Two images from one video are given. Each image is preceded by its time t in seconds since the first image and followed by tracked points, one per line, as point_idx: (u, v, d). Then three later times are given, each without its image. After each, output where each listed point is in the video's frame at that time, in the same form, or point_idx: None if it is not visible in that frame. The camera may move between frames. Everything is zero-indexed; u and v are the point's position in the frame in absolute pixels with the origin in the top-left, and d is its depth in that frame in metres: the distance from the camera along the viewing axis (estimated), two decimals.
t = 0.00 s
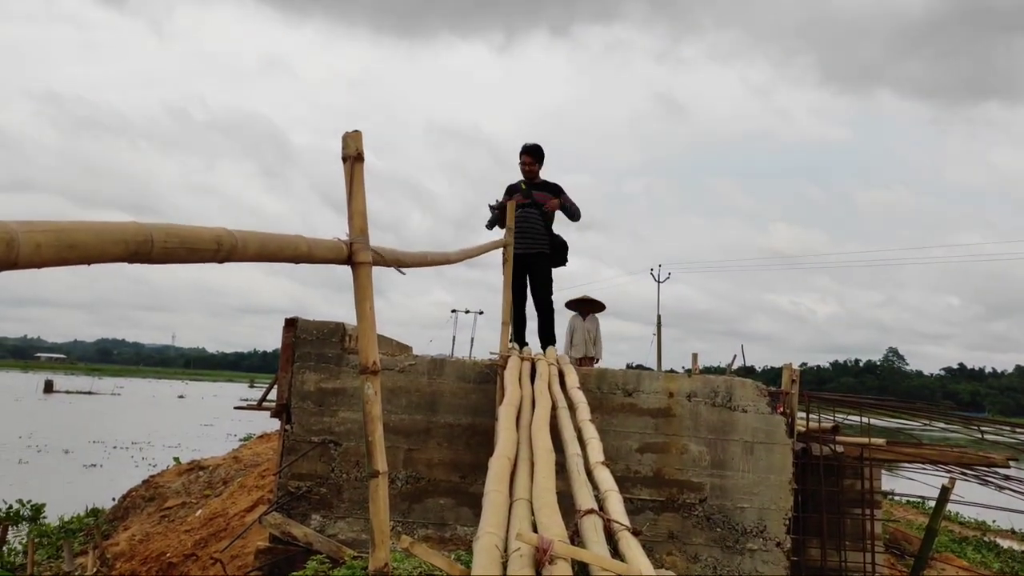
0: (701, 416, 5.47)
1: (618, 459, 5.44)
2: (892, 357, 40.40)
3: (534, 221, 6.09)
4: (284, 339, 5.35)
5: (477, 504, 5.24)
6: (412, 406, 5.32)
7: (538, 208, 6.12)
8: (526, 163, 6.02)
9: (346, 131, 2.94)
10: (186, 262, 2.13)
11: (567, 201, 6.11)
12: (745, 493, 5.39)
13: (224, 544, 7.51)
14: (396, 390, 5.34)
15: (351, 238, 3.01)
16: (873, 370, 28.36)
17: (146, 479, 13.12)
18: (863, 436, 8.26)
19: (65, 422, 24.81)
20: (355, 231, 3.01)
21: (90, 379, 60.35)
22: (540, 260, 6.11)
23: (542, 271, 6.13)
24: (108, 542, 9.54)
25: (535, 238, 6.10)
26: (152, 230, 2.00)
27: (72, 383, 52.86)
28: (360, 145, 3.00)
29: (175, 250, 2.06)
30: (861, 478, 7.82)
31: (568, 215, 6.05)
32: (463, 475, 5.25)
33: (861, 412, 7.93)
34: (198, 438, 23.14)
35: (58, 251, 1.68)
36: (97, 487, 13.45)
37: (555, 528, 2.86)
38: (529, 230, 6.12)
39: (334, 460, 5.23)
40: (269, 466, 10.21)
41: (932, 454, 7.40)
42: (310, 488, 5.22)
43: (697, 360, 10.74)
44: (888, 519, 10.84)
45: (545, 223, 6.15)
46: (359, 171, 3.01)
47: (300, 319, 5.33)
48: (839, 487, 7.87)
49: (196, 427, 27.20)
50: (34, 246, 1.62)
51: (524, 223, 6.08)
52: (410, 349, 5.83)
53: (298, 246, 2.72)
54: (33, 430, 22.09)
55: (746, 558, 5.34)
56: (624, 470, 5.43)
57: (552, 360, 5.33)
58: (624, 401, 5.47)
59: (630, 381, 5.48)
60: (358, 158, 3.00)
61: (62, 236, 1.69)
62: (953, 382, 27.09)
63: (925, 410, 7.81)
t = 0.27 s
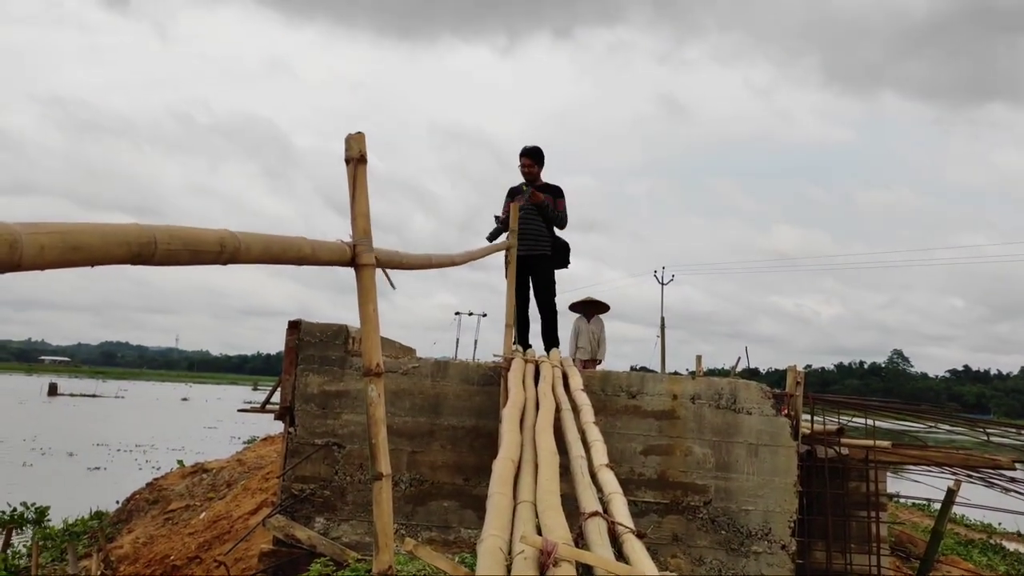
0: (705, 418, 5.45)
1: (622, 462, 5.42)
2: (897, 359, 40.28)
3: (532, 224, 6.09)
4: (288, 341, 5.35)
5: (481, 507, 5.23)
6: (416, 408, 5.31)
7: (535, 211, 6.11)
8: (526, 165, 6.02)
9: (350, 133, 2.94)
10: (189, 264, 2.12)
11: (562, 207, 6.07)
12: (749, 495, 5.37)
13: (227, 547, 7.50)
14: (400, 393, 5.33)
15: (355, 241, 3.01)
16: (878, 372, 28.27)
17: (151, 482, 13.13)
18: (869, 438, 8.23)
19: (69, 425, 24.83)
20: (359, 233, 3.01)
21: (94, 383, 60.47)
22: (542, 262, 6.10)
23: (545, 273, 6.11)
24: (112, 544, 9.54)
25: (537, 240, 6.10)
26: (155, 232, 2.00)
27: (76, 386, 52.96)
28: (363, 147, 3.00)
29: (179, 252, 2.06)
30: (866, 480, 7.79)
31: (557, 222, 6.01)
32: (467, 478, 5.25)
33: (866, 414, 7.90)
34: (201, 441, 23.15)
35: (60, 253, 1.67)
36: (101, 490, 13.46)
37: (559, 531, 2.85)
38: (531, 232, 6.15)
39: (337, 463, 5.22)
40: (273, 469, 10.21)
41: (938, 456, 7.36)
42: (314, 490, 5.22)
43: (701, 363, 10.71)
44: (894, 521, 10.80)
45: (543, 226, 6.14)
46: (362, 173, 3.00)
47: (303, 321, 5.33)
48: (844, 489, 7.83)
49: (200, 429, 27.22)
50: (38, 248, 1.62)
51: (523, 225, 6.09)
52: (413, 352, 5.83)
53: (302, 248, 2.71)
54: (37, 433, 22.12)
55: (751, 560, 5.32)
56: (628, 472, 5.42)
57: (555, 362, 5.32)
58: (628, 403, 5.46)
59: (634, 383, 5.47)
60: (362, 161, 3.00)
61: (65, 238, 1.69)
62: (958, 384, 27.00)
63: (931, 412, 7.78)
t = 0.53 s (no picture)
0: (708, 420, 5.45)
1: (625, 464, 5.42)
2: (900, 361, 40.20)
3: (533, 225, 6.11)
4: (291, 344, 5.36)
5: (484, 509, 5.23)
6: (419, 410, 5.32)
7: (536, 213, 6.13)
8: (527, 168, 6.04)
9: (353, 136, 2.95)
10: (193, 267, 2.14)
11: (562, 207, 6.09)
12: (752, 497, 5.37)
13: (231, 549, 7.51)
14: (403, 395, 5.34)
15: (358, 243, 3.02)
16: (881, 373, 28.21)
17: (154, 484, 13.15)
18: (872, 440, 8.22)
19: (73, 427, 24.88)
20: (362, 235, 3.02)
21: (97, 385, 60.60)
22: (544, 264, 6.11)
23: (547, 274, 6.12)
24: (116, 546, 9.56)
25: (538, 242, 6.12)
26: (160, 235, 2.01)
27: (80, 388, 53.06)
28: (367, 150, 3.01)
29: (183, 255, 2.07)
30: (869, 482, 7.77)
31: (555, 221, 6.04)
32: (470, 480, 5.25)
33: (869, 416, 7.89)
34: (204, 443, 23.16)
35: (64, 256, 1.68)
36: (104, 492, 13.48)
37: (561, 533, 2.86)
38: (532, 235, 6.17)
39: (340, 465, 5.23)
40: (276, 471, 10.22)
41: (941, 458, 7.35)
42: (317, 492, 5.23)
43: (704, 364, 10.70)
44: (897, 523, 10.77)
45: (545, 227, 6.15)
46: (366, 175, 3.01)
47: (307, 324, 5.34)
48: (848, 491, 7.82)
49: (203, 431, 27.26)
50: (43, 252, 1.63)
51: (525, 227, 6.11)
52: (416, 354, 5.84)
53: (305, 251, 2.73)
54: (41, 435, 22.17)
55: (754, 563, 5.32)
56: (631, 474, 5.42)
57: (558, 365, 5.32)
58: (631, 405, 5.46)
59: (637, 385, 5.47)
60: (365, 163, 3.01)
61: (70, 241, 1.70)
62: (961, 386, 26.94)
63: (934, 414, 7.77)
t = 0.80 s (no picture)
0: (711, 421, 5.44)
1: (627, 465, 5.41)
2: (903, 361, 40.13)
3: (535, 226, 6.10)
4: (293, 345, 5.37)
5: (486, 510, 5.23)
6: (421, 411, 5.31)
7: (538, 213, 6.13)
8: (527, 169, 6.03)
9: (355, 137, 2.95)
10: (196, 268, 2.14)
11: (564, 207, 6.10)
12: (755, 498, 5.36)
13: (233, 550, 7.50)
14: (405, 396, 5.34)
15: (360, 244, 3.02)
16: (883, 374, 28.16)
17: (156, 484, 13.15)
18: (874, 441, 8.20)
19: (75, 428, 24.89)
20: (363, 237, 3.02)
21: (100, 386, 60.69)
22: (546, 264, 6.11)
23: (549, 275, 6.12)
24: (118, 547, 9.57)
25: (540, 242, 6.12)
26: (162, 236, 2.01)
27: (83, 389, 53.12)
28: (368, 151, 3.00)
29: (185, 256, 2.07)
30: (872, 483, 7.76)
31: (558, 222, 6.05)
32: (472, 481, 5.25)
33: (872, 417, 7.87)
34: (207, 444, 23.18)
35: (67, 256, 1.68)
36: (107, 493, 13.49)
37: (563, 534, 2.85)
38: (533, 235, 6.17)
39: (343, 466, 5.23)
40: (278, 472, 10.22)
41: (944, 459, 7.33)
42: (319, 493, 5.23)
43: (706, 365, 10.69)
44: (900, 525, 10.75)
45: (547, 227, 6.15)
46: (368, 176, 3.01)
47: (309, 325, 5.34)
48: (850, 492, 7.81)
49: (206, 432, 27.27)
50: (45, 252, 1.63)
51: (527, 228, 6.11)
52: (418, 355, 5.84)
53: (307, 252, 2.73)
54: (44, 436, 22.19)
55: (757, 564, 5.31)
56: (633, 475, 5.41)
57: (560, 366, 5.31)
58: (633, 406, 5.45)
59: (639, 386, 5.46)
60: (367, 164, 3.01)
61: (73, 242, 1.70)
62: (964, 386, 26.88)
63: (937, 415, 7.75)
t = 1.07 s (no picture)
0: (710, 421, 5.44)
1: (627, 465, 5.41)
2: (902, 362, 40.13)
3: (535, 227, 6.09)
4: (293, 345, 5.36)
5: (486, 511, 5.22)
6: (421, 412, 5.31)
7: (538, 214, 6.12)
8: (527, 170, 6.03)
9: (354, 137, 2.94)
10: (195, 268, 2.13)
11: (564, 208, 6.10)
12: (754, 499, 5.36)
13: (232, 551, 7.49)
14: (404, 396, 5.33)
15: (359, 245, 3.01)
16: (882, 374, 28.15)
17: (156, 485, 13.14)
18: (874, 442, 8.20)
19: (74, 429, 24.86)
20: (363, 237, 3.01)
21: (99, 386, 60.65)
22: (546, 265, 6.11)
23: (548, 276, 6.12)
24: (117, 548, 9.56)
25: (541, 242, 6.11)
26: (161, 236, 2.01)
27: (82, 390, 53.08)
28: (368, 151, 3.00)
29: (184, 256, 2.07)
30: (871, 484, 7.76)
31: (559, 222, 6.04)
32: (472, 482, 5.24)
33: (871, 417, 7.87)
34: (206, 445, 23.16)
35: (66, 256, 1.68)
36: (106, 494, 13.47)
37: (563, 535, 2.85)
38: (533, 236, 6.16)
39: (342, 467, 5.23)
40: (278, 473, 10.22)
41: (943, 460, 7.33)
42: (319, 494, 5.22)
43: (705, 365, 10.68)
44: (899, 525, 10.75)
45: (546, 228, 6.15)
46: (367, 176, 3.01)
47: (308, 325, 5.34)
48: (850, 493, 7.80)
49: (205, 433, 27.24)
50: (44, 252, 1.63)
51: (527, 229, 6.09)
52: (418, 356, 5.83)
53: (307, 252, 2.72)
54: (43, 437, 22.18)
55: (757, 564, 5.31)
56: (633, 476, 5.41)
57: (560, 366, 5.31)
58: (632, 406, 5.45)
59: (639, 387, 5.46)
60: (366, 164, 3.00)
61: (73, 242, 1.70)
62: (963, 387, 26.88)
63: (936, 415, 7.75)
